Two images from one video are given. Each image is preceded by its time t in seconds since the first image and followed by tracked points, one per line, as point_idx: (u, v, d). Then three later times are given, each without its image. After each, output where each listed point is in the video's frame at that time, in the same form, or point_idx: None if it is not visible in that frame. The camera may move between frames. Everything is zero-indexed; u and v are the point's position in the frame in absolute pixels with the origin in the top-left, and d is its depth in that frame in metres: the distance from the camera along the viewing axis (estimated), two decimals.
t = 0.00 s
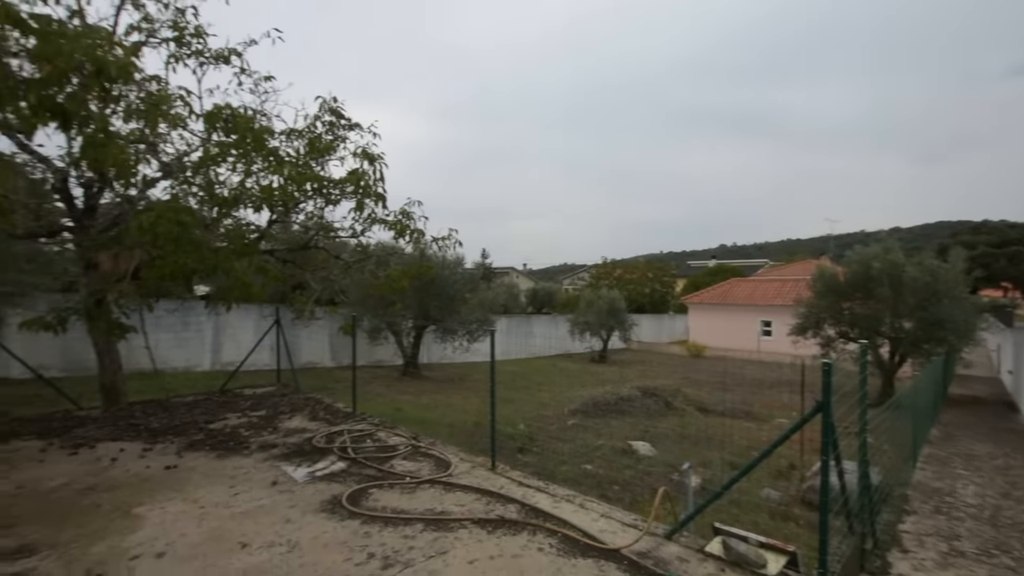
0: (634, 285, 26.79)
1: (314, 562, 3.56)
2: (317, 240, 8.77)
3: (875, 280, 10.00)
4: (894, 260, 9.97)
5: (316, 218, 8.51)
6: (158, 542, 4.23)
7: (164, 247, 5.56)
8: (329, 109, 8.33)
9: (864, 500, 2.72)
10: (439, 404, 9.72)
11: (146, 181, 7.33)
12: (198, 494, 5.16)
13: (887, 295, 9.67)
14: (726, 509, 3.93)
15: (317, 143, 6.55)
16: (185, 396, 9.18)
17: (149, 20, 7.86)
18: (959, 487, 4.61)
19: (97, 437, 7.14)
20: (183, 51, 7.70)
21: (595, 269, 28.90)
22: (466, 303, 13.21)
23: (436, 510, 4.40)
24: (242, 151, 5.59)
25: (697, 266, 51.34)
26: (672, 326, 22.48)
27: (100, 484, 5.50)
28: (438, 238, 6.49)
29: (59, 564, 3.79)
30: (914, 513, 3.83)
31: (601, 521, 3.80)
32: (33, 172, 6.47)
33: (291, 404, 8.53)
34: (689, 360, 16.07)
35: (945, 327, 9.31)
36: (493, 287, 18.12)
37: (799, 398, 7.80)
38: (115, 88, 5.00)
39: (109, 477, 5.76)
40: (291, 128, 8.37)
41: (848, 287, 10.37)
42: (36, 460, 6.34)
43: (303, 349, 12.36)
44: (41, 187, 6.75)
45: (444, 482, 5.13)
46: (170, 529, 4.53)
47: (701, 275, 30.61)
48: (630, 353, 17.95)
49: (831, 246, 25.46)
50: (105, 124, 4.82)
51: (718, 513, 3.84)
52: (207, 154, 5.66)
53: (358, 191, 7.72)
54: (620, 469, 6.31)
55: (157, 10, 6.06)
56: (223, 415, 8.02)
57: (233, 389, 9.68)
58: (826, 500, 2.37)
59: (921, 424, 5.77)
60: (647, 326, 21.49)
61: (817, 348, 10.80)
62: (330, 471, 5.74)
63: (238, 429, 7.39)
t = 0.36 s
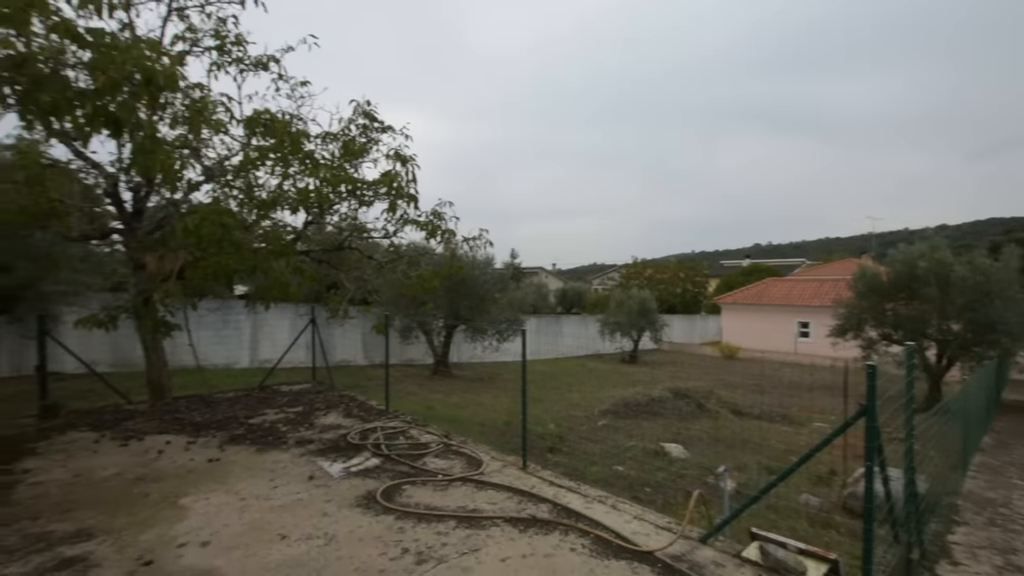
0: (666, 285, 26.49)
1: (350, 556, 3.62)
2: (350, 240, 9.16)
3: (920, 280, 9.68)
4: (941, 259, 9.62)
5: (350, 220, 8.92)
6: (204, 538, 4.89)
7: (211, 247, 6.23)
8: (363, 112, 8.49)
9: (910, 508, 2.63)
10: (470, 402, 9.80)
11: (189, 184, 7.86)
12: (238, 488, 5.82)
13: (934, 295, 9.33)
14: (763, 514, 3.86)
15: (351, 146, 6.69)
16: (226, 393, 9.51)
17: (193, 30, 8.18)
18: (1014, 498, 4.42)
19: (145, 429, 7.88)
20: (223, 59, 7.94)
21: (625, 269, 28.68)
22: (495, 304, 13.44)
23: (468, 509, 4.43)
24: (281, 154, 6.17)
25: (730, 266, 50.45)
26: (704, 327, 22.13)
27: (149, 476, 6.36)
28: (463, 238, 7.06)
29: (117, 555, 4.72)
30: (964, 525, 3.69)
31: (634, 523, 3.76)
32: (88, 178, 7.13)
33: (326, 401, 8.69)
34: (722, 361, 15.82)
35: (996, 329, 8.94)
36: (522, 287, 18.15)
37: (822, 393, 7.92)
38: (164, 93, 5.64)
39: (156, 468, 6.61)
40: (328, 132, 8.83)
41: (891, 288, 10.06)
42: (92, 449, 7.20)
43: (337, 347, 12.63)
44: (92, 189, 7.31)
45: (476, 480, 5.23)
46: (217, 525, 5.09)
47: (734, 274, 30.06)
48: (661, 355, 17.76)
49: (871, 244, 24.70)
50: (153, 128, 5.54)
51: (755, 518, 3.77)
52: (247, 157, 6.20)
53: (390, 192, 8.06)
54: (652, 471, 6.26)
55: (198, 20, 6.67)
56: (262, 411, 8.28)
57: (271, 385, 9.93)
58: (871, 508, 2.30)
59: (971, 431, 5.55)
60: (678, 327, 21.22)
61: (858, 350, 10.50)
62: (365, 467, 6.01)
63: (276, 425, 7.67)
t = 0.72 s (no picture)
0: (704, 285, 26.01)
1: (381, 550, 3.64)
2: (387, 240, 9.38)
3: (979, 279, 9.20)
4: (1002, 257, 9.11)
5: (386, 219, 9.13)
6: (244, 528, 5.02)
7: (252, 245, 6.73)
8: (399, 113, 8.59)
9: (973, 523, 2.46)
10: (503, 401, 9.81)
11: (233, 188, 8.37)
12: (278, 479, 5.94)
13: (994, 295, 8.85)
14: (807, 523, 3.69)
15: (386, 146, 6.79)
16: (266, 388, 9.74)
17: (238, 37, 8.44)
18: None
19: (191, 422, 8.21)
20: (265, 65, 8.13)
21: (662, 269, 28.30)
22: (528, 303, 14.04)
23: (500, 508, 4.41)
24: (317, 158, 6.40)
25: (772, 266, 49.20)
26: (744, 328, 21.60)
27: (193, 467, 6.65)
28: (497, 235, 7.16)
29: (162, 542, 4.98)
30: None
31: (669, 527, 3.66)
32: (141, 181, 7.88)
33: (362, 397, 8.79)
34: (762, 363, 15.41)
35: None
36: (556, 287, 18.09)
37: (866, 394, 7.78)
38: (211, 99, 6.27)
39: (201, 459, 6.89)
40: (362, 132, 9.11)
41: (946, 288, 9.68)
42: (142, 440, 7.64)
43: (373, 345, 12.84)
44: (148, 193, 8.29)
45: (508, 479, 5.19)
46: (256, 516, 5.21)
47: (776, 274, 29.27)
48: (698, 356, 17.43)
49: (923, 243, 23.66)
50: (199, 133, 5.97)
51: (798, 527, 3.61)
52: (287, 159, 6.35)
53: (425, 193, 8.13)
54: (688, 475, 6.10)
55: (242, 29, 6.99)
56: (301, 407, 8.46)
57: (310, 381, 10.13)
58: (927, 519, 2.17)
59: None
60: (716, 328, 20.79)
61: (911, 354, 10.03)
62: (398, 463, 6.04)
63: (314, 420, 7.81)
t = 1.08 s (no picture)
0: (753, 285, 25.21)
1: (421, 554, 3.56)
2: (429, 240, 9.42)
3: None
4: None
5: (427, 219, 9.20)
6: (287, 526, 5.01)
7: (300, 246, 7.68)
8: (440, 113, 8.56)
9: None
10: (545, 403, 9.69)
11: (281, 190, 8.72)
12: (321, 477, 5.94)
13: None
14: (876, 543, 3.41)
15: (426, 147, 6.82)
16: (312, 385, 9.89)
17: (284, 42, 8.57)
18: None
19: (240, 418, 8.37)
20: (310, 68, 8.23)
21: (709, 268, 27.61)
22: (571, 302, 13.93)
23: (542, 514, 4.29)
24: (362, 158, 7.29)
25: (826, 265, 47.34)
26: (797, 330, 20.75)
27: (241, 463, 6.74)
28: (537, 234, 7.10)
29: (210, 536, 5.01)
30: None
31: (724, 543, 3.44)
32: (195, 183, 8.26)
33: (404, 396, 8.78)
34: (816, 367, 14.77)
35: None
36: (599, 287, 17.87)
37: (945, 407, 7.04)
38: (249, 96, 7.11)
39: (248, 455, 6.98)
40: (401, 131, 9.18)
41: None
42: (194, 434, 7.87)
43: (415, 345, 12.94)
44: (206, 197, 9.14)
45: (551, 484, 5.05)
46: (299, 514, 5.19)
47: (831, 273, 28.09)
48: (747, 359, 16.87)
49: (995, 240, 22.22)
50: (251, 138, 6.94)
51: (866, 547, 3.33)
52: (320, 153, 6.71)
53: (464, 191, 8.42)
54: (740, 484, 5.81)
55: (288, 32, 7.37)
56: (344, 404, 8.52)
57: (354, 379, 10.24)
58: None
59: None
60: (767, 330, 20.10)
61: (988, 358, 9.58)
62: (439, 464, 5.97)
63: (357, 419, 7.83)
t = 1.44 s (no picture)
0: (816, 284, 24.03)
1: (464, 569, 3.35)
2: (477, 239, 9.32)
3: None
4: None
5: (475, 217, 9.10)
6: (330, 530, 4.86)
7: (348, 246, 7.78)
8: (487, 109, 8.38)
9: None
10: (595, 406, 9.40)
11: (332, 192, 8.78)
12: (365, 478, 5.77)
13: None
14: None
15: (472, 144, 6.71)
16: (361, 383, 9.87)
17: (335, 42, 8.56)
18: None
19: (291, 415, 8.17)
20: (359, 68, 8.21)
21: (768, 267, 26.51)
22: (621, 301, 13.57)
23: (593, 529, 4.06)
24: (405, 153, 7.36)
25: (895, 264, 44.80)
26: (864, 333, 19.58)
27: (288, 462, 6.48)
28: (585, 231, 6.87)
29: (255, 538, 4.87)
30: None
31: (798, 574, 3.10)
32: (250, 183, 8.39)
33: (452, 397, 8.60)
34: (887, 372, 13.85)
35: None
36: (650, 286, 17.39)
37: None
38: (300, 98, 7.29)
39: (297, 454, 6.72)
40: (448, 129, 9.10)
41: None
42: (248, 432, 7.68)
43: (463, 344, 12.85)
44: (261, 200, 9.32)
45: (603, 496, 4.79)
46: (343, 517, 5.04)
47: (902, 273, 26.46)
48: (809, 362, 16.01)
49: None
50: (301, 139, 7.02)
51: None
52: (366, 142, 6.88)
53: (512, 188, 8.31)
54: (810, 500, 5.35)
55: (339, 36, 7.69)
56: (392, 404, 8.36)
57: (402, 378, 10.20)
58: None
59: None
60: (831, 332, 19.07)
61: None
62: (485, 470, 5.77)
63: (404, 419, 7.65)
